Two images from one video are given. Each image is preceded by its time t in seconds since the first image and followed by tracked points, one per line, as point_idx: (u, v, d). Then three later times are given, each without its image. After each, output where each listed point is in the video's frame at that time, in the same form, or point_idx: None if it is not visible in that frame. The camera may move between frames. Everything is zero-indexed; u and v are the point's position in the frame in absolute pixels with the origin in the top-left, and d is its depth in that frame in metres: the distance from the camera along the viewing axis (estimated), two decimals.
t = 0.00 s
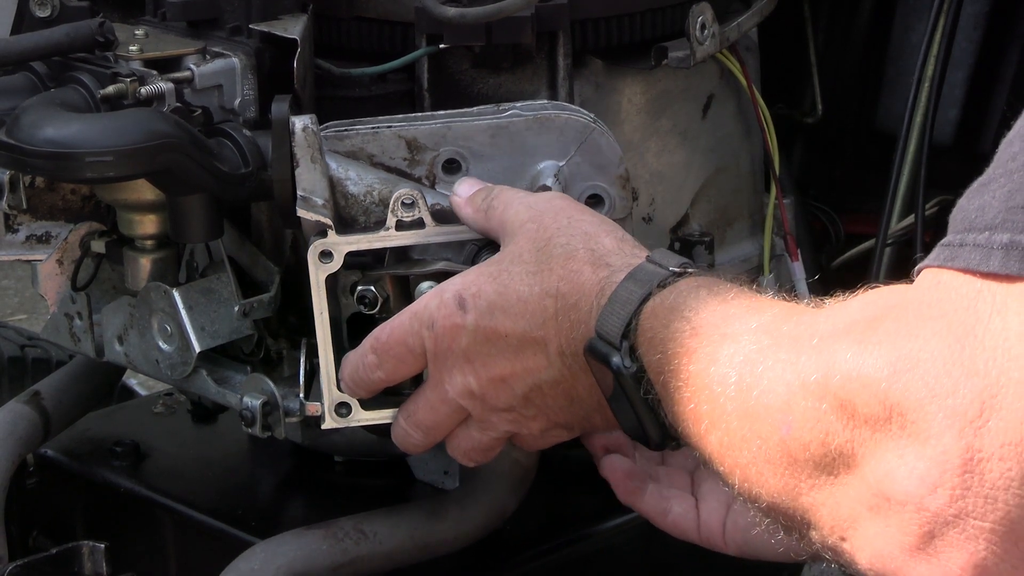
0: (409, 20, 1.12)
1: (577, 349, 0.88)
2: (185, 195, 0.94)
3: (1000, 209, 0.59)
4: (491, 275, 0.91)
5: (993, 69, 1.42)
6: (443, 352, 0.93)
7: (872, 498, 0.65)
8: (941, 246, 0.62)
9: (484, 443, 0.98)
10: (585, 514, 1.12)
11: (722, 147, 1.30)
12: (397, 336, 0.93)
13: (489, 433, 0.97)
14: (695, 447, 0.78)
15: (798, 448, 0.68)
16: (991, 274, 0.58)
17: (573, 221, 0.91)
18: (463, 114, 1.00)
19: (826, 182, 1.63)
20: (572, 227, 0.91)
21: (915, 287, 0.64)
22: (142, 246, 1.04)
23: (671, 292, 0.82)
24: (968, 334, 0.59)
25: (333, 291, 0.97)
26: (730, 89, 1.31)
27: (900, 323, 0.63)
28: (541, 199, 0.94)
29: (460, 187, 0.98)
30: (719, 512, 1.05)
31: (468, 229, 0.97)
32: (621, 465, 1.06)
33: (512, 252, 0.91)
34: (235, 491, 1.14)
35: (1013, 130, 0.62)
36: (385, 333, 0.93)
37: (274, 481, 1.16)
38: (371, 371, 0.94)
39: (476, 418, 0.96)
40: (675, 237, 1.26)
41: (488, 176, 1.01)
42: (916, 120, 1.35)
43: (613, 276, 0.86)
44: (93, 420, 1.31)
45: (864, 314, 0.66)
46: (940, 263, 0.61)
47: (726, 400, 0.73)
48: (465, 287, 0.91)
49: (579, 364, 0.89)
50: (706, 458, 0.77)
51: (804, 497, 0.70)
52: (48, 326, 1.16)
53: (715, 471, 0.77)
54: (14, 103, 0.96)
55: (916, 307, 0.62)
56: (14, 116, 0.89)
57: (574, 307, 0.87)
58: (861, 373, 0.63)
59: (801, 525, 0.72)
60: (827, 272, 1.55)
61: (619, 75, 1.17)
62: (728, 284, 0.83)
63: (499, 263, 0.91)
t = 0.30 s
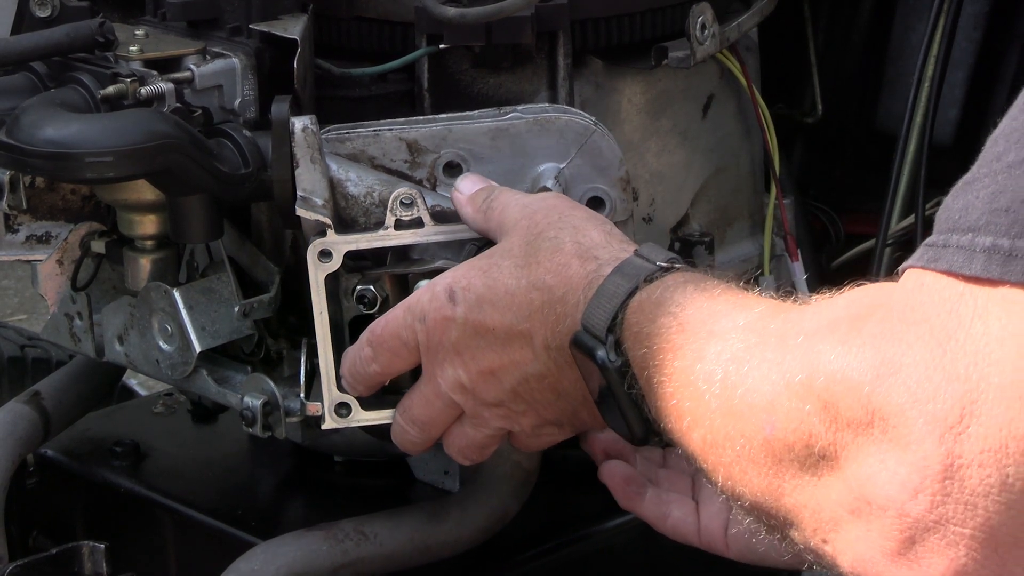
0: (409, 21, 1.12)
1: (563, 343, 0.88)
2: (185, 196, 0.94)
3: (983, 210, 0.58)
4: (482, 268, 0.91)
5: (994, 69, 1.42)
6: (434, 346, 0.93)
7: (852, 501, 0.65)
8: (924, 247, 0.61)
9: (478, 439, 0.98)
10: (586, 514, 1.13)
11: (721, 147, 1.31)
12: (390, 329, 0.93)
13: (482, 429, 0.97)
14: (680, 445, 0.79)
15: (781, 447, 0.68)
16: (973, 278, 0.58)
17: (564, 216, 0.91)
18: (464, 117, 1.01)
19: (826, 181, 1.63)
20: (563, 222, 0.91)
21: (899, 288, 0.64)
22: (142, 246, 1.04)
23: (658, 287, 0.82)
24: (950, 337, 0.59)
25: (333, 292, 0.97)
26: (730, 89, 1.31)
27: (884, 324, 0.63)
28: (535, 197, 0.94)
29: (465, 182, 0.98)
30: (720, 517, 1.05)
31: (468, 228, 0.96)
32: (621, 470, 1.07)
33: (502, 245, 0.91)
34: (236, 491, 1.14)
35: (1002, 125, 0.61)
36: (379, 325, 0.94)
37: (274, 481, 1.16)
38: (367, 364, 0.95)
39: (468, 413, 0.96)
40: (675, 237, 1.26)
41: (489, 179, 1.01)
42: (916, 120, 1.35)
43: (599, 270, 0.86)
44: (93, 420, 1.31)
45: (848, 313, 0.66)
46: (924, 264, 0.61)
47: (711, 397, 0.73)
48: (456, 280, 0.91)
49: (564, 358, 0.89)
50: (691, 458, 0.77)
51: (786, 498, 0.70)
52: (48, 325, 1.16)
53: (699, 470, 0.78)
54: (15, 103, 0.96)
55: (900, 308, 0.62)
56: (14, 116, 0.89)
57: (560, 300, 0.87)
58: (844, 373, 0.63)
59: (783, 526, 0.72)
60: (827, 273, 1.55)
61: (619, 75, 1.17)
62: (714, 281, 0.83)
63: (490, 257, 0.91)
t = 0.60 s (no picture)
0: (409, 21, 1.12)
1: (560, 344, 0.88)
2: (185, 196, 0.94)
3: (958, 233, 0.59)
4: (480, 268, 0.91)
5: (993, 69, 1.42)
6: (432, 345, 0.93)
7: (837, 524, 0.66)
8: (903, 270, 0.63)
9: (475, 440, 0.98)
10: (585, 515, 1.12)
11: (721, 147, 1.31)
12: (389, 327, 0.93)
13: (480, 429, 0.97)
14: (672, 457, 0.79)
15: (766, 469, 0.69)
16: (950, 302, 0.59)
17: (563, 218, 0.91)
18: (463, 118, 1.00)
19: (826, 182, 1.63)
20: (562, 224, 0.91)
21: (880, 310, 0.64)
22: (142, 246, 1.04)
23: (652, 297, 0.83)
24: (927, 363, 0.60)
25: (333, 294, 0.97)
26: (730, 89, 1.31)
27: (864, 348, 0.64)
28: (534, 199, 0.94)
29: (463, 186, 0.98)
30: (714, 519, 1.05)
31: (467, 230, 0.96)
32: (610, 473, 1.07)
33: (500, 246, 0.91)
34: (236, 491, 1.14)
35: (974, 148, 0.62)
36: (378, 323, 0.94)
37: (274, 481, 1.16)
38: (365, 362, 0.94)
39: (466, 413, 0.97)
40: (675, 237, 1.25)
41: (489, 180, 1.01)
42: (916, 120, 1.36)
43: (598, 273, 0.87)
44: (93, 420, 1.31)
45: (830, 335, 0.67)
46: (903, 287, 0.62)
47: (698, 418, 0.74)
48: (454, 279, 0.91)
49: (562, 360, 0.89)
50: (683, 471, 0.79)
51: (773, 520, 0.72)
52: (47, 325, 1.16)
53: (691, 484, 0.79)
54: (15, 103, 0.97)
55: (880, 331, 0.63)
56: (14, 116, 0.89)
57: (558, 302, 0.87)
58: (826, 398, 0.64)
59: (772, 544, 0.74)
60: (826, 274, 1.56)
61: (618, 75, 1.17)
62: (705, 290, 0.84)
63: (488, 258, 0.91)
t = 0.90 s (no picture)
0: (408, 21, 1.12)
1: (554, 346, 0.88)
2: (184, 195, 0.94)
3: (958, 241, 0.59)
4: (474, 269, 0.91)
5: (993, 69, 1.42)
6: (426, 345, 0.93)
7: (837, 531, 0.66)
8: (904, 277, 0.62)
9: (469, 439, 0.98)
10: (584, 515, 1.12)
11: (721, 147, 1.31)
12: (382, 328, 0.93)
13: (474, 429, 0.97)
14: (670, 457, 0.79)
15: (766, 476, 0.69)
16: (951, 312, 0.59)
17: (556, 218, 0.91)
18: (462, 116, 1.01)
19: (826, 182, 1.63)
20: (555, 223, 0.90)
21: (880, 317, 0.64)
22: (142, 245, 1.04)
23: (646, 299, 0.82)
24: (929, 372, 0.60)
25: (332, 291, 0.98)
26: (729, 89, 1.31)
27: (865, 355, 0.64)
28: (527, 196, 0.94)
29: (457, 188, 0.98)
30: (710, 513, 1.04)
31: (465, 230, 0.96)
32: (605, 462, 1.07)
33: (494, 246, 0.91)
34: (235, 490, 1.14)
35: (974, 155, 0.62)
36: (372, 324, 0.94)
37: (273, 481, 1.16)
38: (360, 362, 0.95)
39: (460, 414, 0.96)
40: (675, 237, 1.25)
41: (488, 178, 1.01)
42: (915, 119, 1.35)
43: (590, 276, 0.86)
44: (93, 421, 1.31)
45: (828, 341, 0.67)
46: (904, 295, 0.62)
47: (696, 424, 0.74)
48: (447, 279, 0.91)
49: (556, 361, 0.89)
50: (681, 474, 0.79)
51: (772, 525, 0.72)
52: (47, 326, 1.16)
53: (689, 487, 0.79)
54: (14, 103, 0.97)
55: (881, 339, 0.63)
56: (13, 115, 0.89)
57: (551, 303, 0.87)
58: (826, 405, 0.64)
59: (771, 549, 0.74)
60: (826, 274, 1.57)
61: (618, 74, 1.17)
62: (699, 292, 0.83)
63: (482, 258, 0.91)
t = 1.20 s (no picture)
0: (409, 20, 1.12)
1: (553, 341, 0.88)
2: (184, 194, 0.94)
3: (987, 220, 0.58)
4: (473, 264, 0.91)
5: (993, 70, 1.42)
6: (424, 340, 0.93)
7: (856, 510, 0.65)
8: (931, 257, 0.61)
9: (468, 436, 0.98)
10: (584, 514, 1.12)
11: (721, 147, 1.31)
12: (382, 324, 0.93)
13: (473, 426, 0.97)
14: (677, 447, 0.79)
15: (783, 456, 0.68)
16: (977, 290, 0.58)
17: (555, 213, 0.91)
18: (463, 115, 1.00)
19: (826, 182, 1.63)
20: (553, 219, 0.90)
21: (899, 298, 0.63)
22: (142, 245, 1.04)
23: (650, 290, 0.83)
24: (954, 350, 0.59)
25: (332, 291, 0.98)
26: (729, 88, 1.31)
27: (885, 335, 0.63)
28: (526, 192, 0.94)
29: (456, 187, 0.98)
30: (712, 511, 1.05)
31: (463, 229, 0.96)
32: (602, 467, 1.05)
33: (493, 242, 0.91)
34: (234, 490, 1.14)
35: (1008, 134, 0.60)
36: (372, 320, 0.94)
37: (272, 481, 1.16)
38: (361, 357, 0.95)
39: (459, 410, 0.97)
40: (674, 236, 1.25)
41: (488, 178, 1.02)
42: (916, 120, 1.35)
43: (592, 270, 0.86)
44: (92, 420, 1.31)
45: (844, 324, 0.67)
46: (929, 274, 0.61)
47: (709, 406, 0.73)
48: (445, 275, 0.91)
49: (555, 357, 0.89)
50: (689, 461, 0.78)
51: (787, 506, 0.71)
52: (46, 326, 1.16)
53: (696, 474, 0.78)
54: (14, 102, 0.97)
55: (902, 320, 0.62)
56: (13, 115, 0.89)
57: (551, 298, 0.87)
58: (846, 385, 0.63)
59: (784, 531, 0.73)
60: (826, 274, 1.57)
61: (618, 74, 1.17)
62: (706, 285, 0.83)
63: (481, 254, 0.91)
